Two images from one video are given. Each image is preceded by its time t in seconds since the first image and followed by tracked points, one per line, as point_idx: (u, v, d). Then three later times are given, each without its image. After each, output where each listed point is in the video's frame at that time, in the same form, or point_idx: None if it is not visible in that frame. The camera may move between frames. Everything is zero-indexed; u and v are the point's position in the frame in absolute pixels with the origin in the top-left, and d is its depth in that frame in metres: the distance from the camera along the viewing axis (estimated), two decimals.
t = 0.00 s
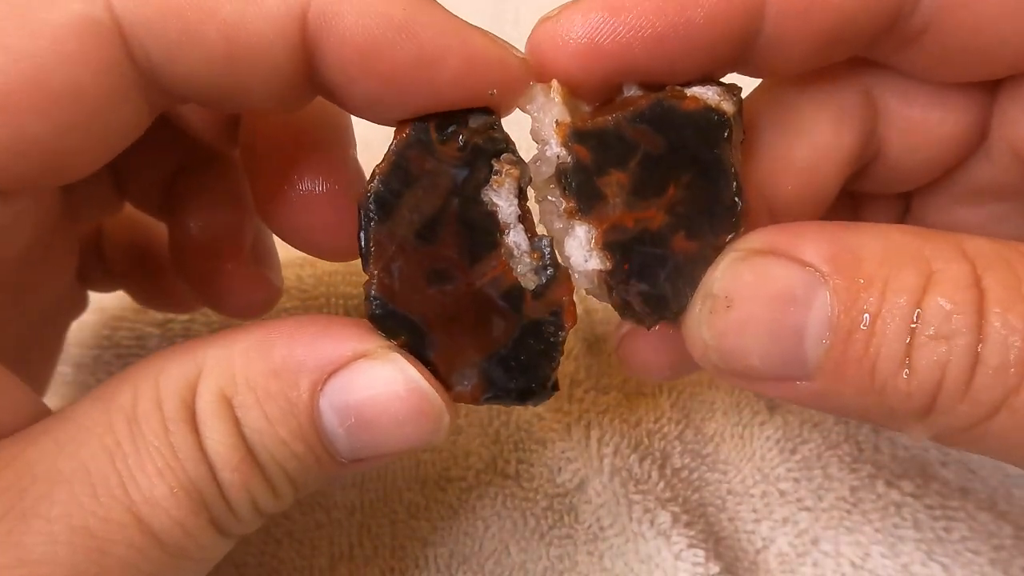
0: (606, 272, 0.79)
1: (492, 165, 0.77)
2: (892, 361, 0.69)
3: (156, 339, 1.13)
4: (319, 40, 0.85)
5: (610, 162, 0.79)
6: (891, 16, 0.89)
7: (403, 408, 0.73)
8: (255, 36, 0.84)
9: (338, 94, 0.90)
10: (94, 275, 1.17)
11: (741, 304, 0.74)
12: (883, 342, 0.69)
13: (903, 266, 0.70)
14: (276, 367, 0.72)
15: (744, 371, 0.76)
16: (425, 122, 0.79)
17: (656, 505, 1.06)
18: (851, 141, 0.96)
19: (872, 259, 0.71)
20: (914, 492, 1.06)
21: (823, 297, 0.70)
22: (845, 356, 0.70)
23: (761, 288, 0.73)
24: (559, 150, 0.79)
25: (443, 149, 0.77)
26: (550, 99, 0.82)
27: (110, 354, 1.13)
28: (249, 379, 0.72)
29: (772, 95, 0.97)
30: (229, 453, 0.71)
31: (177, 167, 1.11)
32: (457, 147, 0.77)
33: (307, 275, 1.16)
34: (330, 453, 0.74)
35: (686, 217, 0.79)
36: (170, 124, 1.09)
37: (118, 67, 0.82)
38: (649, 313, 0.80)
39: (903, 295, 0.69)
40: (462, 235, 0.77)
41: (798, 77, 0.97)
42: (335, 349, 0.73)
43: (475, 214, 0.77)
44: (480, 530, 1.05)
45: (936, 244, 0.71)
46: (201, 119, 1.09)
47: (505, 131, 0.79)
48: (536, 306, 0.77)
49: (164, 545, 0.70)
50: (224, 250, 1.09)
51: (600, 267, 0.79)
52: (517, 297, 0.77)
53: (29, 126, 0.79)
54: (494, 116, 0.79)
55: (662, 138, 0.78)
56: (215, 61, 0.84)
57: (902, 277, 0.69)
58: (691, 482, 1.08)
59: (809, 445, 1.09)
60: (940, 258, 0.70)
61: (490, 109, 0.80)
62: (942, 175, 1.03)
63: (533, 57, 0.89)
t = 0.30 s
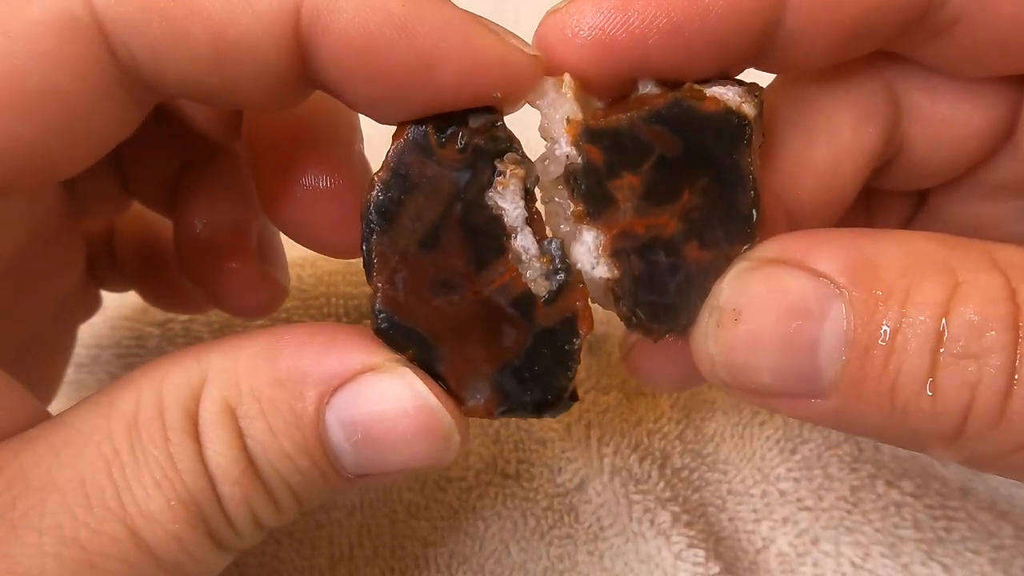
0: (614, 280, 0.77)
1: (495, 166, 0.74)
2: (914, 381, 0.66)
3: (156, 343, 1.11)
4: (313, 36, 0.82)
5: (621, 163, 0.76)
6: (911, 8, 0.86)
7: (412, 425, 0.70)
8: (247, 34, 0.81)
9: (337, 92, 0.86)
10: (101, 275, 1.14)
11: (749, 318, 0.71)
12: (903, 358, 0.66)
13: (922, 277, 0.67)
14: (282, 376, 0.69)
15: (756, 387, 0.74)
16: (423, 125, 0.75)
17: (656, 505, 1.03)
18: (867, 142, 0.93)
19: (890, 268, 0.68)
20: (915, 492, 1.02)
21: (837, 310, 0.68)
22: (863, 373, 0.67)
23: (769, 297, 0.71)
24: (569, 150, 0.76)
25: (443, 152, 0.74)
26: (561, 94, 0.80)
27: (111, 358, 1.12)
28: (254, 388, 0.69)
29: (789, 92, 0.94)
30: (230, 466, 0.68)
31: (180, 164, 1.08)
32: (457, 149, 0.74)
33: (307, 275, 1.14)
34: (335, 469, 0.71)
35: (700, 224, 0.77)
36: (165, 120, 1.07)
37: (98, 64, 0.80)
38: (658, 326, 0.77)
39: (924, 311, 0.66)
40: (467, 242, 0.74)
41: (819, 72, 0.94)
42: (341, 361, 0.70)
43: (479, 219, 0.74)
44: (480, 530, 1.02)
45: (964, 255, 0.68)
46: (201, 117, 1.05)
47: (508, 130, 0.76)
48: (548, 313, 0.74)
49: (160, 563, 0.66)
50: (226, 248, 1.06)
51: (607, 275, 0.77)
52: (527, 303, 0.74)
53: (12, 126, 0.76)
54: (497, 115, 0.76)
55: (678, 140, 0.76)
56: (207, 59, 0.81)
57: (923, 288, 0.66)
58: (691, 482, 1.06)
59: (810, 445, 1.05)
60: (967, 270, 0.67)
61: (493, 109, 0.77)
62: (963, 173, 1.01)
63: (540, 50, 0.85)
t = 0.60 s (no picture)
0: (617, 282, 0.76)
1: (497, 168, 0.73)
2: (917, 385, 0.65)
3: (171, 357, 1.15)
4: (310, 39, 0.81)
5: (624, 165, 0.75)
6: (915, 7, 0.85)
7: (422, 426, 0.70)
8: (238, 41, 0.80)
9: (336, 94, 0.86)
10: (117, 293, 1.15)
11: (750, 321, 0.71)
12: (906, 363, 0.65)
13: (929, 279, 0.66)
14: (284, 386, 0.69)
15: (759, 392, 0.73)
16: (424, 126, 0.75)
17: (656, 505, 1.02)
18: (870, 143, 0.92)
19: (894, 271, 0.67)
20: (915, 492, 1.01)
21: (839, 314, 0.67)
22: (865, 377, 0.66)
23: (772, 299, 0.70)
24: (572, 150, 0.75)
25: (444, 153, 0.73)
26: (565, 92, 0.79)
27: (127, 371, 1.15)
28: (255, 401, 0.69)
29: (794, 91, 0.93)
30: (228, 482, 0.67)
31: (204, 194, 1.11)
32: (459, 150, 0.73)
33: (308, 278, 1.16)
34: (340, 480, 0.71)
35: (704, 227, 0.76)
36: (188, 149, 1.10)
37: (87, 70, 0.80)
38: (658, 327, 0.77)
39: (928, 313, 0.65)
40: (469, 245, 0.73)
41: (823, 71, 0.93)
42: (344, 367, 0.70)
43: (480, 221, 0.73)
44: (480, 531, 1.02)
45: (969, 257, 0.68)
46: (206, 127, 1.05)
47: (510, 131, 0.75)
48: (552, 317, 0.74)
49: None
50: (250, 274, 1.07)
51: (609, 277, 0.76)
52: (531, 307, 0.73)
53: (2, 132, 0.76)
54: (500, 115, 0.75)
55: (683, 142, 0.75)
56: (199, 65, 0.80)
57: (928, 291, 0.66)
58: (691, 482, 1.05)
59: (809, 445, 1.05)
60: (973, 272, 0.66)
61: (494, 106, 0.77)
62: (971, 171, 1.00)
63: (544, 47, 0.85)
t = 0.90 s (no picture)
0: (613, 279, 0.75)
1: (496, 165, 0.73)
2: (916, 383, 0.65)
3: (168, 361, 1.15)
4: (306, 38, 0.81)
5: (624, 163, 0.75)
6: (915, 6, 0.85)
7: (416, 412, 0.71)
8: (236, 42, 0.80)
9: (337, 93, 0.86)
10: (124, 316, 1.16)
11: (747, 319, 0.71)
12: (905, 361, 0.65)
13: (929, 276, 0.66)
14: (278, 382, 0.69)
15: (758, 389, 0.73)
16: (426, 120, 0.75)
17: (656, 505, 1.02)
18: (871, 142, 0.92)
19: (895, 269, 0.67)
20: (915, 492, 1.01)
21: (838, 313, 0.67)
22: (865, 375, 0.66)
23: (769, 297, 0.70)
24: (571, 148, 0.75)
25: (445, 148, 0.73)
26: (564, 91, 0.78)
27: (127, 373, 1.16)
28: (250, 398, 0.69)
29: (795, 89, 0.93)
30: (222, 476, 0.67)
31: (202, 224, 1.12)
32: (460, 146, 0.73)
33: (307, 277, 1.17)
34: (335, 471, 0.71)
35: (702, 225, 0.76)
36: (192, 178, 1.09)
37: (86, 75, 0.79)
38: (656, 324, 0.77)
39: (926, 311, 0.65)
40: (466, 240, 0.73)
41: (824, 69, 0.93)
42: (337, 359, 0.71)
43: (478, 217, 0.73)
44: (480, 530, 1.02)
45: (969, 254, 0.67)
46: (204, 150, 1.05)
47: (511, 127, 0.75)
48: (543, 313, 0.74)
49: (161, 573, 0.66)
50: (229, 310, 1.06)
51: (607, 275, 0.75)
52: (522, 303, 0.74)
53: None
54: (500, 111, 0.76)
55: (683, 141, 0.75)
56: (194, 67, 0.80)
57: (927, 290, 0.66)
58: (691, 482, 1.05)
59: (810, 445, 1.04)
60: (973, 269, 0.66)
61: (496, 101, 0.77)
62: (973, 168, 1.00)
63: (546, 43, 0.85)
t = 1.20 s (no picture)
0: (615, 284, 0.76)
1: (497, 170, 0.74)
2: (917, 387, 0.65)
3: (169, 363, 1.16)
4: (307, 42, 0.81)
5: (624, 168, 0.75)
6: (915, 10, 0.85)
7: (416, 419, 0.71)
8: (237, 46, 0.80)
9: (340, 96, 0.86)
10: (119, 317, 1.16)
11: (747, 323, 0.71)
12: (906, 365, 0.65)
13: (930, 278, 0.66)
14: (278, 386, 0.70)
15: (758, 394, 0.73)
16: (426, 125, 0.75)
17: (656, 505, 1.02)
18: (872, 145, 0.92)
19: (895, 273, 0.67)
20: (915, 492, 1.01)
21: (838, 316, 0.67)
22: (866, 378, 0.66)
23: (771, 303, 0.70)
24: (572, 153, 0.75)
25: (446, 154, 0.73)
26: (564, 95, 0.78)
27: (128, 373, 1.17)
28: (250, 400, 0.69)
29: (794, 94, 0.94)
30: (226, 481, 0.67)
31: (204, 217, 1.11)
32: (460, 151, 0.73)
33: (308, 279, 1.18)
34: (335, 474, 0.71)
35: (703, 230, 0.77)
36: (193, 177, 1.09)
37: (82, 78, 0.79)
38: (659, 330, 0.77)
39: (928, 314, 0.65)
40: (467, 245, 0.73)
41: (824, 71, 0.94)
42: (339, 363, 0.71)
43: (479, 223, 0.73)
44: (481, 530, 1.02)
45: (969, 257, 0.67)
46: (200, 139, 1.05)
47: (512, 132, 0.75)
48: (545, 318, 0.74)
49: None
50: (233, 298, 1.05)
51: (608, 279, 0.75)
52: (523, 310, 0.74)
53: None
54: (501, 117, 0.76)
55: (683, 146, 0.75)
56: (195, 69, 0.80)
57: (927, 292, 0.66)
58: (691, 482, 1.05)
59: (809, 445, 1.05)
60: (973, 272, 0.66)
61: (497, 108, 0.77)
62: (973, 170, 1.00)
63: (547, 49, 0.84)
